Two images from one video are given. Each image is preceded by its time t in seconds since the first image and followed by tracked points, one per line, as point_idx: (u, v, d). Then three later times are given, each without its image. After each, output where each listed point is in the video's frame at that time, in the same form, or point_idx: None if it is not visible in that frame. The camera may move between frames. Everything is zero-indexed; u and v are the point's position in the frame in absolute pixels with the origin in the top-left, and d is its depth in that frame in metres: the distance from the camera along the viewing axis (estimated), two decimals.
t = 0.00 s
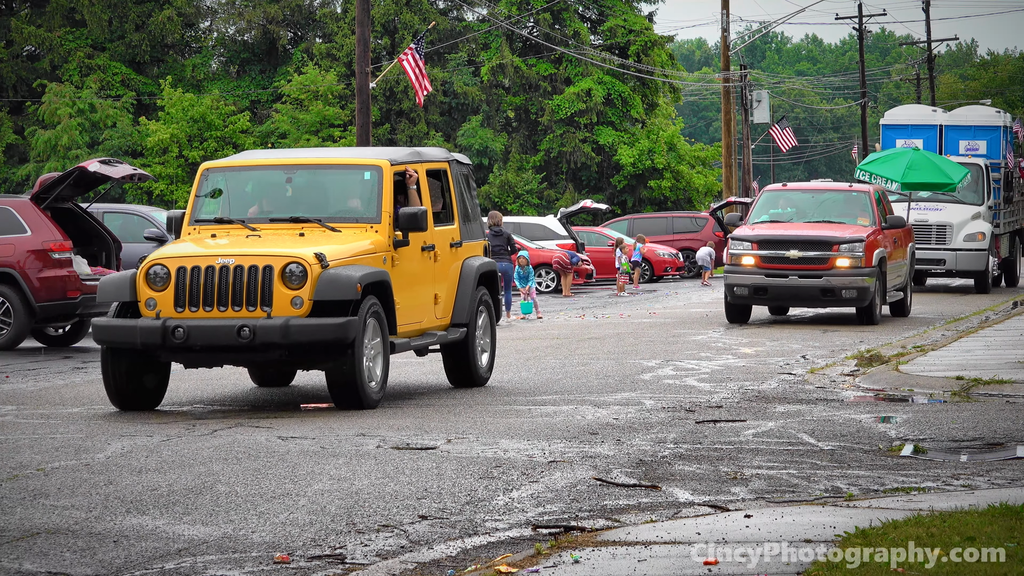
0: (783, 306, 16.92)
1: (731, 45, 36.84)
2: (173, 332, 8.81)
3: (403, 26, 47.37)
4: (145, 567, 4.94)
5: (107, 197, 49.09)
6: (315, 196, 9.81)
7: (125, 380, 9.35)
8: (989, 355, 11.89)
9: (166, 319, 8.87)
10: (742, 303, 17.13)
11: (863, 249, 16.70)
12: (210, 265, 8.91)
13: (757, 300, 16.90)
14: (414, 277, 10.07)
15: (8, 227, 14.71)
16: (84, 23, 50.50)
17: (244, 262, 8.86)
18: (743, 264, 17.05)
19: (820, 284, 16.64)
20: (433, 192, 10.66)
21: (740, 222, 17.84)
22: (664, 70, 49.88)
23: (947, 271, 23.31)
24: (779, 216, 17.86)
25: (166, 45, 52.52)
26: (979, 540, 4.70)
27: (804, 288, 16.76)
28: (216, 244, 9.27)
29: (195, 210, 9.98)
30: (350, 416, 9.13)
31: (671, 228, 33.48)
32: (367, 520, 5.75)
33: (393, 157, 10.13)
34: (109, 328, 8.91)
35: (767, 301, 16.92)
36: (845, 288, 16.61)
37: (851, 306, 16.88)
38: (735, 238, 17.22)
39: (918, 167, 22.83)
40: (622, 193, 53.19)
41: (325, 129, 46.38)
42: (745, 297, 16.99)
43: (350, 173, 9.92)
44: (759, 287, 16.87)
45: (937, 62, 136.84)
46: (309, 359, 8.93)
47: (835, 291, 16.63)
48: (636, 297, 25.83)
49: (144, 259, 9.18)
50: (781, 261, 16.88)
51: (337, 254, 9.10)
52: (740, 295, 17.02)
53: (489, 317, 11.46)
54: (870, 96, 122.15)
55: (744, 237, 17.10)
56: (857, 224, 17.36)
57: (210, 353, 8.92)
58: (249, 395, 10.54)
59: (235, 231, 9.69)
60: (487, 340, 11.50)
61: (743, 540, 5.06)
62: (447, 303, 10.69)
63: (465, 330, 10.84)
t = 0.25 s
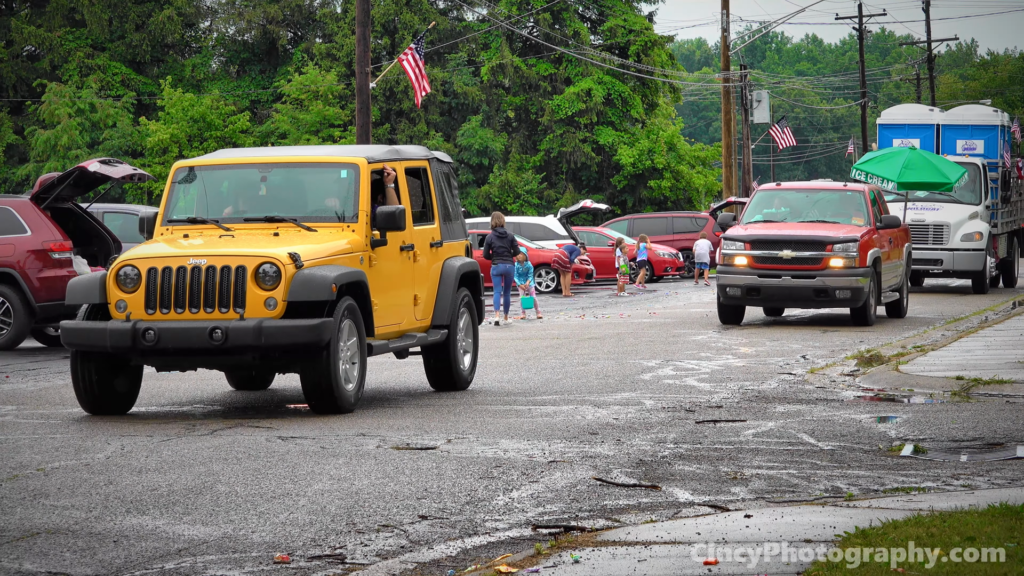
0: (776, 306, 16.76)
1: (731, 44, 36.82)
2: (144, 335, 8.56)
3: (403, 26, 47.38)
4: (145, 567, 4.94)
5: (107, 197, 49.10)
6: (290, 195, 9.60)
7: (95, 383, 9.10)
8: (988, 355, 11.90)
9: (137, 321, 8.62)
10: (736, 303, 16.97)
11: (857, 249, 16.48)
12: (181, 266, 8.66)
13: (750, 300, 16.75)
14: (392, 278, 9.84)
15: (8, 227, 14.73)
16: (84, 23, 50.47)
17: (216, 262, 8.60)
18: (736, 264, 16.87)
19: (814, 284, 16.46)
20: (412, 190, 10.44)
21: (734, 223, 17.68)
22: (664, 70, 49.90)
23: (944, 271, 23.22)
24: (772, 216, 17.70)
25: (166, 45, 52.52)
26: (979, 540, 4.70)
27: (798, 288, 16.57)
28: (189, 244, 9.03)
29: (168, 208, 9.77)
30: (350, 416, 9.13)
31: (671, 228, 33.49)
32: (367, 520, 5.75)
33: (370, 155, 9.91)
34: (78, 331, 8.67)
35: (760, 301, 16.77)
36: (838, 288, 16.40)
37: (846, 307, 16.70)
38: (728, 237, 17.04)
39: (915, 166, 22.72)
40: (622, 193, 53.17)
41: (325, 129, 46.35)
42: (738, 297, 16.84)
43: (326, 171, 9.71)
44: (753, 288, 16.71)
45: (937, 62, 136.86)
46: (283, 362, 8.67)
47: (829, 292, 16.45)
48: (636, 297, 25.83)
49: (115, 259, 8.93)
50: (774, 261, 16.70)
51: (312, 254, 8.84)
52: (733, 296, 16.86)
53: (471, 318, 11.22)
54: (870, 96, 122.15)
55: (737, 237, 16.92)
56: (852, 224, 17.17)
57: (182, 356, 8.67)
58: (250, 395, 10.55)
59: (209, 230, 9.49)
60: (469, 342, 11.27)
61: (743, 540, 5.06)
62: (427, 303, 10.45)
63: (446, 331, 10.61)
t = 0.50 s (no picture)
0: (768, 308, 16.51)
1: (731, 45, 36.79)
2: (115, 338, 8.36)
3: (403, 26, 47.39)
4: (145, 567, 4.94)
5: (107, 197, 49.14)
6: (267, 194, 9.34)
7: (65, 387, 8.87)
8: (988, 355, 11.90)
9: (107, 324, 8.42)
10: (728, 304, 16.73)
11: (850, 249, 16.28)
12: (153, 267, 8.46)
13: (742, 301, 16.51)
14: (371, 280, 9.63)
15: (8, 227, 14.72)
16: (84, 23, 50.48)
17: (188, 263, 8.40)
18: (728, 264, 16.65)
19: (806, 285, 16.23)
20: (392, 190, 10.22)
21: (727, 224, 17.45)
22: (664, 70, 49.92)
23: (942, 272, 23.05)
24: (765, 216, 17.48)
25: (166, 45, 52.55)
26: (979, 540, 4.70)
27: (791, 290, 16.32)
28: (162, 245, 8.82)
29: (141, 208, 9.51)
30: (350, 417, 9.12)
31: (671, 228, 33.47)
32: (367, 520, 5.75)
33: (349, 153, 9.68)
34: (48, 334, 8.47)
35: (752, 302, 16.53)
36: (832, 289, 16.16)
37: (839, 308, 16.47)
38: (720, 237, 16.82)
39: (911, 166, 22.29)
40: (622, 193, 53.16)
41: (325, 129, 46.33)
42: (730, 298, 16.60)
43: (303, 170, 9.45)
44: (745, 288, 16.47)
45: (937, 62, 136.89)
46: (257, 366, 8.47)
47: (822, 292, 16.21)
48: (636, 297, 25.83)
49: (86, 260, 8.73)
50: (766, 261, 16.48)
51: (287, 255, 8.63)
52: (725, 296, 16.63)
53: (453, 321, 11.03)
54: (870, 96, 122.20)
55: (729, 237, 16.71)
56: (846, 224, 16.95)
57: (153, 360, 8.47)
58: (251, 395, 10.57)
59: (182, 231, 9.23)
60: (451, 344, 11.07)
61: (742, 540, 5.07)
62: (407, 307, 10.25)
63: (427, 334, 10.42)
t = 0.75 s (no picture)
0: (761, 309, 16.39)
1: (731, 44, 36.75)
2: (83, 340, 8.12)
3: (403, 26, 47.38)
4: (145, 567, 4.94)
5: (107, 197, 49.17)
6: (241, 193, 9.07)
7: (33, 390, 8.63)
8: (988, 355, 11.90)
9: (75, 326, 8.17)
10: (721, 305, 16.60)
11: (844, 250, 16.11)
12: (123, 267, 8.22)
13: (735, 302, 16.38)
14: (348, 281, 9.41)
15: (8, 227, 14.71)
16: (84, 22, 50.47)
17: (159, 263, 8.17)
18: (721, 265, 16.51)
19: (799, 286, 16.10)
20: (371, 188, 9.98)
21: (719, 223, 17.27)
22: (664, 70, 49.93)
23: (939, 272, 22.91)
24: (759, 216, 17.26)
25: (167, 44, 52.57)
26: (979, 540, 4.70)
27: (784, 290, 16.19)
28: (133, 245, 8.58)
29: (113, 207, 9.24)
30: (351, 417, 9.12)
31: (671, 228, 33.55)
32: (367, 520, 5.75)
33: (325, 151, 9.43)
34: (15, 335, 8.22)
35: (745, 303, 16.41)
36: (825, 290, 16.02)
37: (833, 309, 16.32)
38: (713, 238, 16.67)
39: (906, 165, 21.60)
40: (622, 193, 53.15)
41: (325, 129, 46.31)
42: (723, 299, 16.48)
43: (279, 168, 9.18)
44: (737, 289, 16.34)
45: (937, 62, 136.91)
46: (229, 368, 8.25)
47: (815, 293, 16.07)
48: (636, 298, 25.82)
49: (54, 261, 8.48)
50: (759, 261, 16.34)
51: (260, 255, 8.40)
52: (718, 297, 16.50)
53: (434, 323, 10.80)
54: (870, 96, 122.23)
55: (721, 238, 16.55)
56: (840, 224, 16.74)
57: (123, 362, 8.22)
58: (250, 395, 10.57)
59: (154, 230, 8.96)
60: (432, 346, 10.85)
61: (742, 540, 5.07)
62: (386, 308, 10.02)
63: (406, 336, 10.20)
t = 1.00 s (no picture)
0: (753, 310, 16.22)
1: (731, 44, 36.75)
2: (53, 342, 7.89)
3: (403, 26, 47.38)
4: (145, 567, 4.94)
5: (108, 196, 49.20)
6: (216, 192, 8.87)
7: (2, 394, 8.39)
8: (987, 355, 11.90)
9: (44, 328, 7.95)
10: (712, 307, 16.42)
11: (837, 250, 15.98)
12: (94, 268, 8.01)
13: (727, 303, 16.21)
14: (327, 282, 9.20)
15: (9, 227, 14.79)
16: (84, 22, 50.47)
17: (131, 264, 7.97)
18: (713, 266, 16.34)
19: (792, 286, 15.95)
20: (352, 188, 9.77)
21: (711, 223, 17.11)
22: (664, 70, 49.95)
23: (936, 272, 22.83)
24: (751, 216, 17.11)
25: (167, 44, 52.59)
26: (979, 540, 4.70)
27: (776, 291, 16.04)
28: (106, 245, 8.37)
29: (85, 206, 9.05)
30: (352, 417, 9.14)
31: (671, 228, 33.62)
32: (367, 520, 5.75)
33: (304, 149, 9.21)
34: None
35: (737, 304, 16.24)
36: (817, 291, 15.89)
37: (826, 310, 16.17)
38: (705, 238, 16.52)
39: (902, 165, 21.58)
40: (622, 193, 53.16)
41: (325, 129, 46.32)
42: (715, 300, 16.31)
43: (255, 166, 8.98)
44: (729, 290, 16.17)
45: (937, 62, 136.99)
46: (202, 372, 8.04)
47: (807, 294, 15.92)
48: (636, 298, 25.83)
49: (24, 261, 8.27)
50: (751, 262, 16.19)
51: (235, 256, 8.20)
52: (710, 298, 16.33)
53: (415, 326, 10.57)
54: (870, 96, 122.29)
55: (713, 238, 16.38)
56: (834, 224, 16.60)
57: (93, 366, 8.01)
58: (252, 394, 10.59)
59: (127, 230, 8.75)
60: (414, 350, 10.63)
61: (743, 540, 5.06)
62: (366, 310, 9.79)
63: (387, 339, 9.98)
